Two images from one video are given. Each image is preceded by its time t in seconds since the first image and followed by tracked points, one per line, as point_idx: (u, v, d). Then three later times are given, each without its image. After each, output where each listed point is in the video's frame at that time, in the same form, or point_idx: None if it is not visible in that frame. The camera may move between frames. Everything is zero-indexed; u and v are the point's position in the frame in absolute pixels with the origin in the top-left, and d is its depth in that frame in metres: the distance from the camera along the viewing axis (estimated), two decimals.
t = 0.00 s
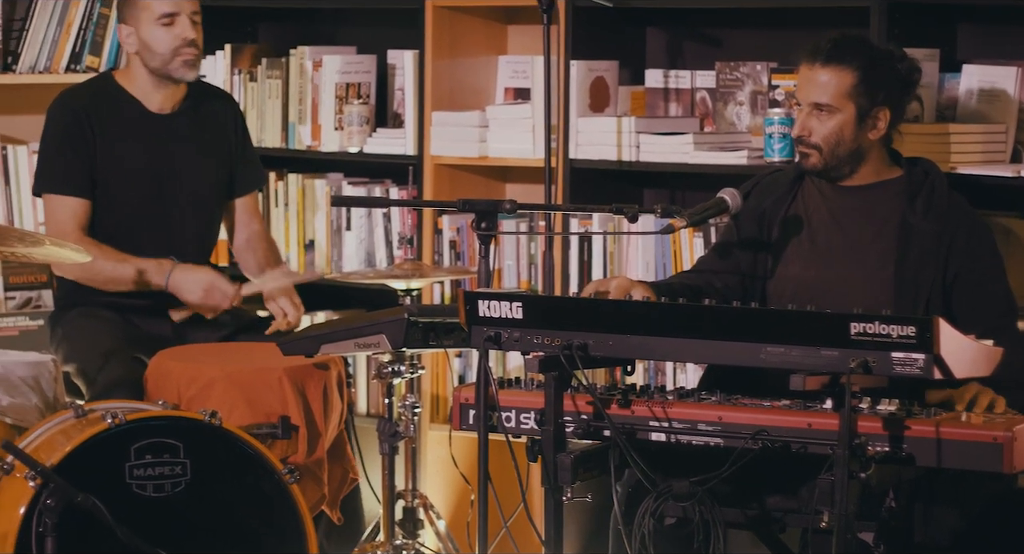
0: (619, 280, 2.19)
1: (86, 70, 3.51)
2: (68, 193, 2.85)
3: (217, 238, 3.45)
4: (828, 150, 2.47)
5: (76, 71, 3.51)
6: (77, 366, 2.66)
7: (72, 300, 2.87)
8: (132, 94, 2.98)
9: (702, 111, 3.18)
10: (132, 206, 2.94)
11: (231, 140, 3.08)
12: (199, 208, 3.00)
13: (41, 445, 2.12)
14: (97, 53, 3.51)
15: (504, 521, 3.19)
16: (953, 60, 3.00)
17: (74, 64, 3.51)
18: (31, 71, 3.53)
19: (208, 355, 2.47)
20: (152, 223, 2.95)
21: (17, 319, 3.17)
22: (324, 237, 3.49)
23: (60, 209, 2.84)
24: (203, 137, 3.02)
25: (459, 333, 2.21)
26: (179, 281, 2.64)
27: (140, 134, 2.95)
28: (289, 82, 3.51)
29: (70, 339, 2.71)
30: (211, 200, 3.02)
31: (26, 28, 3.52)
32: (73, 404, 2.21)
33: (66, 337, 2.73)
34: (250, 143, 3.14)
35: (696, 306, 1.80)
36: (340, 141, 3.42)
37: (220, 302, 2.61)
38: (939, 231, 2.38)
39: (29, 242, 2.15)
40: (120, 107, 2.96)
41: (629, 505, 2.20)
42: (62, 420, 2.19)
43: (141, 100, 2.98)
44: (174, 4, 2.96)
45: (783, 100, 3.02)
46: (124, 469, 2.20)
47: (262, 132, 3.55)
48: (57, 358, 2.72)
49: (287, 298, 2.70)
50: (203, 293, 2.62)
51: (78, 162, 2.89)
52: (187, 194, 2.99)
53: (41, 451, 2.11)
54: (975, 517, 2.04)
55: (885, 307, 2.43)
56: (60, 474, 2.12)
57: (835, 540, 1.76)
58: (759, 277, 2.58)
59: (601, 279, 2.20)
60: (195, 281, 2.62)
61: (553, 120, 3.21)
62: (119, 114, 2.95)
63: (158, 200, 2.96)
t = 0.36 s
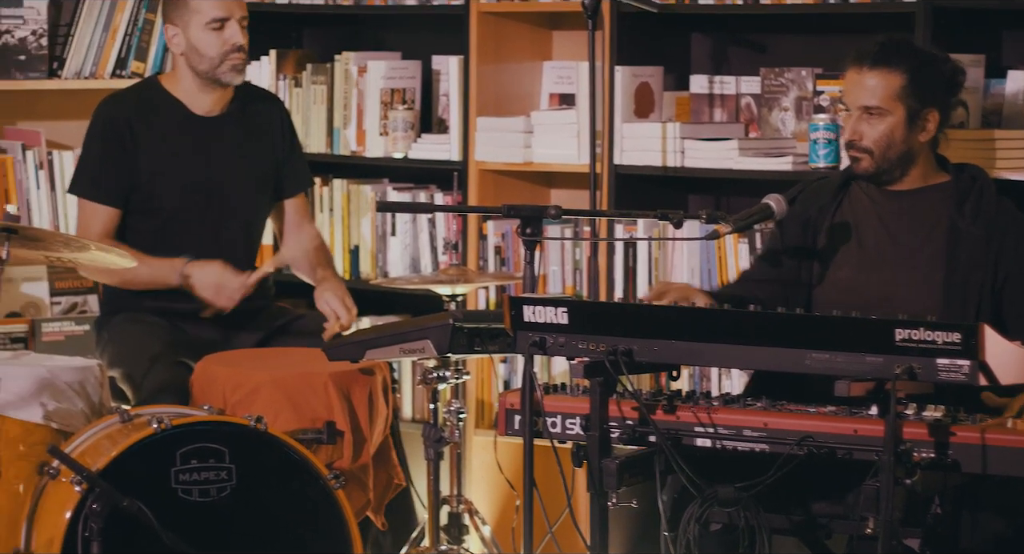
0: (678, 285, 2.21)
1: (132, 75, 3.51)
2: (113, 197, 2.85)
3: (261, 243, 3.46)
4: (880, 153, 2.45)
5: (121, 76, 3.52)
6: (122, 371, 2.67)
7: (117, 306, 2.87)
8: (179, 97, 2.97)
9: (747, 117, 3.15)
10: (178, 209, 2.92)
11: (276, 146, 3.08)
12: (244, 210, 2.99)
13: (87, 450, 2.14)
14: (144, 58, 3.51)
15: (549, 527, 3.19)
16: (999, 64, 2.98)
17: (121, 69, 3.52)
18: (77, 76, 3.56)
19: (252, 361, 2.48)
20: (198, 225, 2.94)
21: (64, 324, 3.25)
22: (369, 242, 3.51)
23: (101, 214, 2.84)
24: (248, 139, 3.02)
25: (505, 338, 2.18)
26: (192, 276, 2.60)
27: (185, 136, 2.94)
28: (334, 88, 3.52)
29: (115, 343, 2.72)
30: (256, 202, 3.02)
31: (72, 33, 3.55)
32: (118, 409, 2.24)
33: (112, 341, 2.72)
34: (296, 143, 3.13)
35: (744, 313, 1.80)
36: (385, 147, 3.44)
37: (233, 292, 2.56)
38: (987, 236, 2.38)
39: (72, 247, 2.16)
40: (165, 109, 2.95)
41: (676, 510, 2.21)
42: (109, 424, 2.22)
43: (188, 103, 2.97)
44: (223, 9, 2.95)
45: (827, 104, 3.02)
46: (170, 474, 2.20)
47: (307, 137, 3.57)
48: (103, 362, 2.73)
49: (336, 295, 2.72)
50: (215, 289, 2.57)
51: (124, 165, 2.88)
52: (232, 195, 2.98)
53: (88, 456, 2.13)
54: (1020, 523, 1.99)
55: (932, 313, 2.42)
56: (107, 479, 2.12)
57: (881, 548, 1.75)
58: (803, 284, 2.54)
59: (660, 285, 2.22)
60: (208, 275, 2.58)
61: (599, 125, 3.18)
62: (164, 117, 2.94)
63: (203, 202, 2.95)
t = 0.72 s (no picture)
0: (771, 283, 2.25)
1: (182, 81, 3.48)
2: (165, 202, 2.87)
3: (311, 249, 3.49)
4: (947, 167, 2.44)
5: (172, 83, 3.48)
6: (171, 376, 2.67)
7: (167, 310, 2.86)
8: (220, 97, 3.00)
9: (797, 123, 3.13)
10: (229, 214, 2.95)
11: (327, 152, 3.10)
12: (293, 214, 3.02)
13: (136, 455, 2.17)
14: (192, 64, 3.49)
15: (599, 533, 3.19)
16: None
17: (170, 75, 3.48)
18: (127, 83, 3.51)
19: (302, 368, 2.48)
20: (248, 230, 2.97)
21: (113, 330, 3.31)
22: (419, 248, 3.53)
23: (152, 218, 2.86)
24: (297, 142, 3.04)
25: (555, 345, 2.22)
26: (268, 288, 2.67)
27: (236, 141, 2.97)
28: (384, 93, 3.55)
29: (165, 348, 2.73)
30: (305, 205, 3.04)
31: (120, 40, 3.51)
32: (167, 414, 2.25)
33: (161, 347, 2.74)
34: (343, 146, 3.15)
35: (790, 319, 1.80)
36: (435, 153, 3.46)
37: (309, 305, 2.61)
38: None
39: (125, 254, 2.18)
40: (216, 115, 2.97)
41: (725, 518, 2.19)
42: (157, 430, 2.25)
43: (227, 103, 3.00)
44: (261, 20, 2.94)
45: (878, 112, 3.01)
46: (220, 480, 2.22)
47: (357, 143, 3.59)
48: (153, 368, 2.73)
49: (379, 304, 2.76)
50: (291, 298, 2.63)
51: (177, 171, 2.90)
52: (282, 199, 3.01)
53: (137, 461, 2.16)
54: None
55: (984, 320, 2.44)
56: (156, 484, 2.16)
57: None
58: (852, 295, 2.56)
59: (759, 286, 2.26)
60: (285, 285, 2.64)
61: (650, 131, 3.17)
62: (215, 123, 2.96)
63: (253, 207, 2.97)
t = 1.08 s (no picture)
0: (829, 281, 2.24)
1: (225, 86, 3.49)
2: (212, 205, 2.88)
3: (355, 255, 3.51)
4: (967, 162, 2.47)
5: (216, 88, 3.50)
6: (214, 381, 2.71)
7: (210, 315, 2.88)
8: (272, 110, 3.01)
9: (841, 129, 3.11)
10: (273, 220, 2.96)
11: (371, 160, 3.11)
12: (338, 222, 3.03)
13: (180, 460, 2.19)
14: (237, 69, 3.49)
15: (641, 539, 3.19)
16: None
17: (215, 80, 3.49)
18: (170, 88, 3.51)
19: (346, 373, 2.50)
20: (292, 236, 2.98)
21: (157, 335, 3.36)
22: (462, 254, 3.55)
23: (196, 222, 2.87)
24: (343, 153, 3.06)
25: (597, 350, 2.20)
26: (313, 287, 2.67)
27: (283, 147, 2.99)
28: (427, 98, 3.56)
29: (211, 353, 2.75)
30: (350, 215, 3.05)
31: (164, 45, 3.50)
32: (211, 419, 2.28)
33: (205, 353, 2.76)
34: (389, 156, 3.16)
35: (834, 325, 1.80)
36: (478, 159, 3.47)
37: (351, 308, 2.62)
38: None
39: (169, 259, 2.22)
40: (263, 121, 2.99)
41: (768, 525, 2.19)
42: (200, 435, 2.25)
43: (280, 115, 3.01)
44: (306, 24, 2.97)
45: (921, 118, 2.96)
46: (263, 484, 2.23)
47: (400, 148, 3.61)
48: (197, 373, 2.76)
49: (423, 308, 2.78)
50: (333, 299, 2.64)
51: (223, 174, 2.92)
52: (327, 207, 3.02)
53: (181, 466, 2.18)
54: None
55: None
56: (199, 489, 2.17)
57: None
58: (892, 301, 2.55)
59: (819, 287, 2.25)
60: (331, 286, 2.65)
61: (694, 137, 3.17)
62: (262, 128, 2.98)
63: (298, 214, 2.99)
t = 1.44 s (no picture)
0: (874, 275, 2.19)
1: (263, 92, 3.51)
2: (246, 201, 2.87)
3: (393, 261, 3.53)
4: None
5: (253, 93, 3.52)
6: (250, 387, 2.68)
7: (248, 321, 2.87)
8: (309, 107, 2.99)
9: (878, 136, 3.10)
10: (311, 221, 2.92)
11: (413, 162, 3.07)
12: (376, 225, 2.99)
13: (216, 466, 2.18)
14: (274, 75, 3.50)
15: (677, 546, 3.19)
16: None
17: (253, 86, 3.52)
18: (207, 94, 3.54)
19: (383, 379, 2.49)
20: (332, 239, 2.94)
21: (194, 340, 3.38)
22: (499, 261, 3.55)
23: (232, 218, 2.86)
24: (384, 155, 3.02)
25: (634, 357, 2.19)
26: (335, 261, 2.52)
27: (323, 145, 2.95)
28: (465, 105, 3.58)
29: (246, 360, 2.73)
30: (389, 218, 3.01)
31: (202, 52, 3.53)
32: (248, 425, 2.28)
33: (242, 358, 2.74)
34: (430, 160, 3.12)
35: (873, 333, 1.79)
36: (516, 165, 3.48)
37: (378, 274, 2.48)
38: None
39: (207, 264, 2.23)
40: (304, 119, 2.96)
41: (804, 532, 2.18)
42: (237, 441, 2.26)
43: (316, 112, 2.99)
44: (337, 23, 2.94)
45: (960, 125, 2.96)
46: (300, 490, 2.22)
47: (438, 154, 3.63)
48: (234, 379, 2.74)
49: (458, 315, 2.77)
50: (358, 268, 2.50)
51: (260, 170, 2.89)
52: (365, 209, 2.98)
53: (217, 471, 2.17)
54: None
55: None
56: (236, 495, 2.16)
57: None
58: (932, 309, 2.53)
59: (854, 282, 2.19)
60: (351, 256, 2.50)
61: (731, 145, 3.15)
62: (302, 126, 2.95)
63: (335, 213, 2.95)
